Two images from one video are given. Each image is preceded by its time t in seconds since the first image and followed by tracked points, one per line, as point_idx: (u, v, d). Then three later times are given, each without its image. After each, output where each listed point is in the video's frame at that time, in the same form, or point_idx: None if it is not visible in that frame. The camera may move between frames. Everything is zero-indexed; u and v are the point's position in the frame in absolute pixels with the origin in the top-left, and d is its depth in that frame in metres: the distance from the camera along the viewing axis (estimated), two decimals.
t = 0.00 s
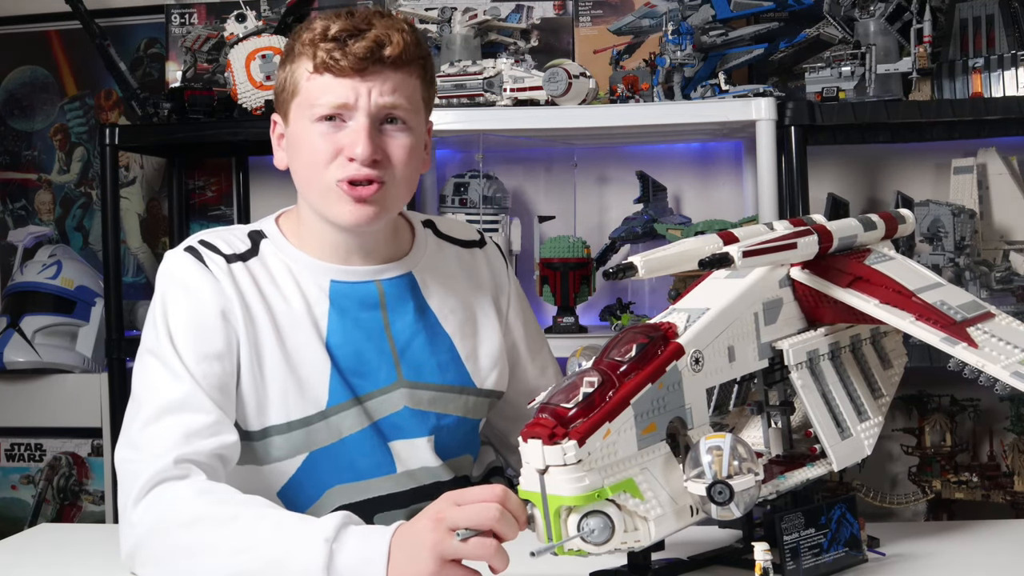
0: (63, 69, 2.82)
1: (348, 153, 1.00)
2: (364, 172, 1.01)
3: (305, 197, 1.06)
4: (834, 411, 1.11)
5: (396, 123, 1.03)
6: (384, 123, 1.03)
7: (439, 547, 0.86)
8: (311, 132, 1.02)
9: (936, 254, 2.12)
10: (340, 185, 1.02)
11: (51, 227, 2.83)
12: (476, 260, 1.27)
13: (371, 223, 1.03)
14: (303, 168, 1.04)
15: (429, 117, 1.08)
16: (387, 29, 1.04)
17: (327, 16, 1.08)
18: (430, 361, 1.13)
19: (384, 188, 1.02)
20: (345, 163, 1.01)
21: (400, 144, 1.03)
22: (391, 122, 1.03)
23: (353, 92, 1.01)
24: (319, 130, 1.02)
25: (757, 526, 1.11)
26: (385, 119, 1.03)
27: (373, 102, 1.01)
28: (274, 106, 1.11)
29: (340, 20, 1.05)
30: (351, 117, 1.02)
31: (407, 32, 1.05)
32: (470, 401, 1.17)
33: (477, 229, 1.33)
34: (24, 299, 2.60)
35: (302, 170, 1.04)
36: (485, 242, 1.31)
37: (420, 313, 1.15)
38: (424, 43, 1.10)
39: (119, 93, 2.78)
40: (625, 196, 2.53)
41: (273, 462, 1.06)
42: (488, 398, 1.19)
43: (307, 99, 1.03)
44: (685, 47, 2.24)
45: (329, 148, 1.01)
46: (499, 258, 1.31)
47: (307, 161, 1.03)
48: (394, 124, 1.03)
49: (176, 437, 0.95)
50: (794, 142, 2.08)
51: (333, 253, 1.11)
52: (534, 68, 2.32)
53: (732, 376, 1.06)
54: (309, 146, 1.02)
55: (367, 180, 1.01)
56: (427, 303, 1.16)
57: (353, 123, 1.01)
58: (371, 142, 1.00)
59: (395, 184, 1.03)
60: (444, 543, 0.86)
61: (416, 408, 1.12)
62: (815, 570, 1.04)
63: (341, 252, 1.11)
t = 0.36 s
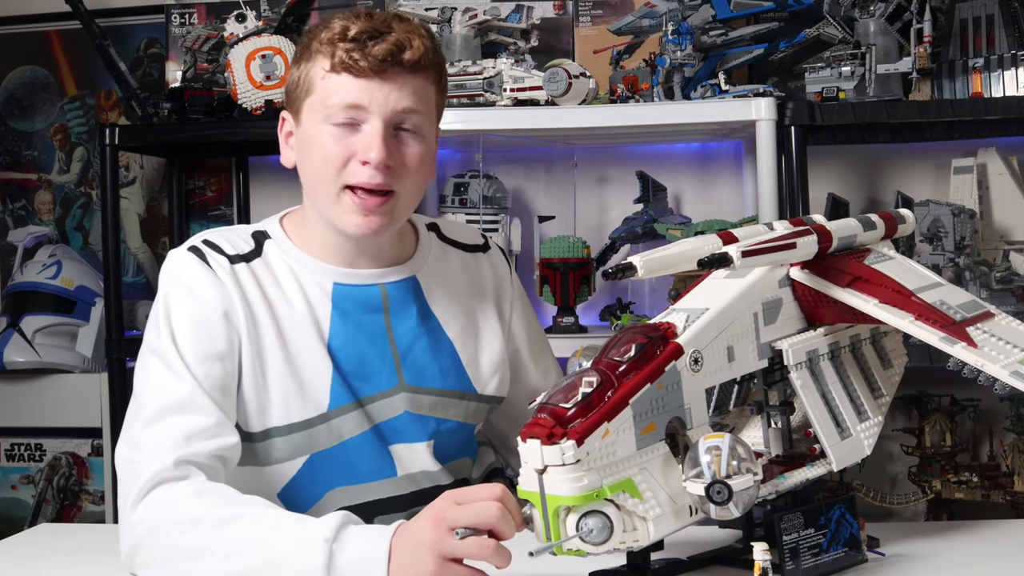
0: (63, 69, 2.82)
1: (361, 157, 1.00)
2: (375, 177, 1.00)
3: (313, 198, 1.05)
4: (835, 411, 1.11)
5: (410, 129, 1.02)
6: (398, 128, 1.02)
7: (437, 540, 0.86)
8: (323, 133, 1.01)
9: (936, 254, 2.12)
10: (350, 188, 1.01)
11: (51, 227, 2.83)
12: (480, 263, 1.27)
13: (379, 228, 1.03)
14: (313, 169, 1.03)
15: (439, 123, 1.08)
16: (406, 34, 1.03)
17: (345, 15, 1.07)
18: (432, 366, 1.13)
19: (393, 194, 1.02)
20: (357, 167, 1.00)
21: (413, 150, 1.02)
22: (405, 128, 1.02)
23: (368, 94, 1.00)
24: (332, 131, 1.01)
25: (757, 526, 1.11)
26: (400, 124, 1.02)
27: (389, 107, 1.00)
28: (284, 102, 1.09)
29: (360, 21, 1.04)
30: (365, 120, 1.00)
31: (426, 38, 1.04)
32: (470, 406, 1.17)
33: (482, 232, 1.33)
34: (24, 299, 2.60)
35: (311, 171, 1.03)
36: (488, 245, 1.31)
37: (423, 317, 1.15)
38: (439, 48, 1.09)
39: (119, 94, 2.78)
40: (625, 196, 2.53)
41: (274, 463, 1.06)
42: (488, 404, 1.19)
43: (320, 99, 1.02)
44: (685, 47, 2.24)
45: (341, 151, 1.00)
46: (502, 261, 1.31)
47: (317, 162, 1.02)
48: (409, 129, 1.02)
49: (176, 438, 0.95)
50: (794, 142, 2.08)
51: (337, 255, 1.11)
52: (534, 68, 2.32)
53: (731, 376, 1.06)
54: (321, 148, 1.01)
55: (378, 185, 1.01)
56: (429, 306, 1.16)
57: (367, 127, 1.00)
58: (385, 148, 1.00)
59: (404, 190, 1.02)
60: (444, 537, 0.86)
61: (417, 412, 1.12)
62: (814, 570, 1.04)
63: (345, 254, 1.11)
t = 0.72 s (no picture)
0: (63, 69, 2.82)
1: (373, 170, 0.99)
2: (387, 189, 1.00)
3: (319, 207, 1.05)
4: (834, 411, 1.11)
5: (420, 139, 1.02)
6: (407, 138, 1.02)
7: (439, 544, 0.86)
8: (331, 143, 1.01)
9: (936, 254, 2.12)
10: (361, 199, 1.01)
11: (51, 227, 2.83)
12: (480, 264, 1.27)
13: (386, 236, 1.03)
14: (322, 179, 1.02)
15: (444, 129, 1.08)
16: (414, 43, 1.03)
17: (350, 22, 1.06)
18: (433, 367, 1.13)
19: (401, 204, 1.02)
20: (367, 179, 1.00)
21: (421, 161, 1.02)
22: (415, 138, 1.02)
23: (378, 107, 0.99)
24: (341, 142, 1.00)
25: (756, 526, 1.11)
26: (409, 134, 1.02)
27: (401, 118, 1.00)
28: (287, 108, 1.08)
29: (366, 29, 1.03)
30: (376, 132, 1.00)
31: (432, 47, 1.04)
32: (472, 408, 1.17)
33: (482, 233, 1.32)
34: (24, 299, 2.60)
35: (317, 180, 1.03)
36: (489, 246, 1.31)
37: (425, 318, 1.15)
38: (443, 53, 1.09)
39: (119, 94, 2.78)
40: (625, 196, 2.53)
41: (274, 464, 1.06)
42: (488, 405, 1.19)
43: (328, 109, 1.01)
44: (685, 47, 2.24)
45: (350, 162, 1.00)
46: (503, 262, 1.31)
47: (325, 172, 1.01)
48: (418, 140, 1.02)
49: (177, 438, 0.95)
50: (794, 142, 2.08)
51: (339, 256, 1.10)
52: (534, 68, 2.33)
53: (731, 376, 1.06)
54: (329, 158, 1.01)
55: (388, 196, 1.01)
56: (431, 308, 1.16)
57: (378, 139, 1.00)
58: (397, 160, 0.99)
59: (412, 200, 1.03)
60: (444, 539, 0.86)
61: (418, 414, 1.12)
62: (813, 570, 1.04)
63: (348, 256, 1.10)
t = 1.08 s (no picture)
0: (63, 69, 2.82)
1: (368, 171, 0.99)
2: (382, 190, 1.00)
3: (316, 208, 1.05)
4: (834, 411, 1.10)
5: (415, 140, 1.02)
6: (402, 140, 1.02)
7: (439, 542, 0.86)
8: (326, 145, 1.01)
9: (935, 254, 2.12)
10: (357, 201, 1.01)
11: (51, 227, 2.83)
12: (478, 263, 1.27)
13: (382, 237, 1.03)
14: (317, 181, 1.02)
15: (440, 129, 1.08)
16: (409, 44, 1.03)
17: (345, 22, 1.06)
18: (431, 367, 1.13)
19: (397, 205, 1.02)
20: (362, 181, 1.00)
21: (416, 163, 1.02)
22: (410, 139, 1.02)
23: (372, 108, 0.99)
24: (335, 145, 1.00)
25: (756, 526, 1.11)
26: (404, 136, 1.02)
27: (395, 119, 1.00)
28: (284, 109, 1.09)
29: (360, 29, 1.03)
30: (371, 133, 1.00)
31: (427, 47, 1.04)
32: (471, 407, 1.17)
33: (480, 233, 1.32)
34: (24, 298, 2.59)
35: (313, 181, 1.03)
36: (487, 245, 1.31)
37: (422, 318, 1.15)
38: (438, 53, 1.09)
39: (119, 93, 2.78)
40: (625, 196, 2.53)
41: (273, 464, 1.06)
42: (487, 404, 1.19)
43: (323, 111, 1.01)
44: (685, 47, 2.24)
45: (345, 163, 1.00)
46: (501, 261, 1.31)
47: (320, 174, 1.02)
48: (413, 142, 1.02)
49: (176, 438, 0.95)
50: (794, 142, 2.08)
51: (336, 257, 1.10)
52: (534, 68, 2.32)
53: (730, 376, 1.06)
54: (324, 160, 1.01)
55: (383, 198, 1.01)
56: (428, 308, 1.16)
57: (372, 140, 1.00)
58: (391, 161, 0.99)
59: (408, 201, 1.03)
60: (445, 537, 0.86)
61: (416, 413, 1.12)
62: (811, 570, 1.04)
63: (346, 257, 1.10)
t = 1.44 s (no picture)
0: (63, 69, 2.82)
1: (379, 171, 0.99)
2: (394, 191, 1.00)
3: (324, 211, 1.04)
4: (835, 411, 1.10)
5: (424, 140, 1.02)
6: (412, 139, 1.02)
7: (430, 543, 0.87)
8: (336, 145, 1.00)
9: (935, 254, 2.12)
10: (368, 202, 1.01)
11: (51, 227, 2.83)
12: (474, 261, 1.27)
13: (393, 238, 1.03)
14: (327, 182, 1.02)
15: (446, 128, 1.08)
16: (416, 40, 1.03)
17: (350, 22, 1.06)
18: (429, 364, 1.13)
19: (408, 205, 1.02)
20: (374, 181, 1.00)
21: (425, 163, 1.02)
22: (419, 140, 1.02)
23: (384, 107, 0.99)
24: (346, 145, 1.00)
25: (756, 526, 1.11)
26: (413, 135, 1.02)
27: (405, 118, 1.00)
28: (287, 112, 1.08)
29: (367, 28, 1.03)
30: (382, 134, 1.00)
31: (434, 45, 1.05)
32: (471, 404, 1.17)
33: (475, 230, 1.32)
34: (24, 298, 2.59)
35: (322, 182, 1.03)
36: (482, 242, 1.31)
37: (419, 316, 1.15)
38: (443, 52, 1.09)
39: (119, 94, 2.78)
40: (625, 196, 2.53)
41: (272, 463, 1.06)
42: (486, 401, 1.19)
43: (333, 111, 1.01)
44: (685, 47, 2.24)
45: (356, 164, 1.00)
46: (497, 259, 1.31)
47: (330, 175, 1.01)
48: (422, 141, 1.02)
49: (175, 438, 0.95)
50: (794, 142, 2.08)
51: (334, 255, 1.10)
52: (534, 68, 2.33)
53: (731, 376, 1.06)
54: (334, 161, 1.01)
55: (395, 197, 1.01)
56: (425, 306, 1.16)
57: (383, 141, 1.00)
58: (402, 161, 0.99)
59: (417, 201, 1.03)
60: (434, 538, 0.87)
61: (416, 410, 1.12)
62: (811, 570, 1.04)
63: (344, 255, 1.10)
